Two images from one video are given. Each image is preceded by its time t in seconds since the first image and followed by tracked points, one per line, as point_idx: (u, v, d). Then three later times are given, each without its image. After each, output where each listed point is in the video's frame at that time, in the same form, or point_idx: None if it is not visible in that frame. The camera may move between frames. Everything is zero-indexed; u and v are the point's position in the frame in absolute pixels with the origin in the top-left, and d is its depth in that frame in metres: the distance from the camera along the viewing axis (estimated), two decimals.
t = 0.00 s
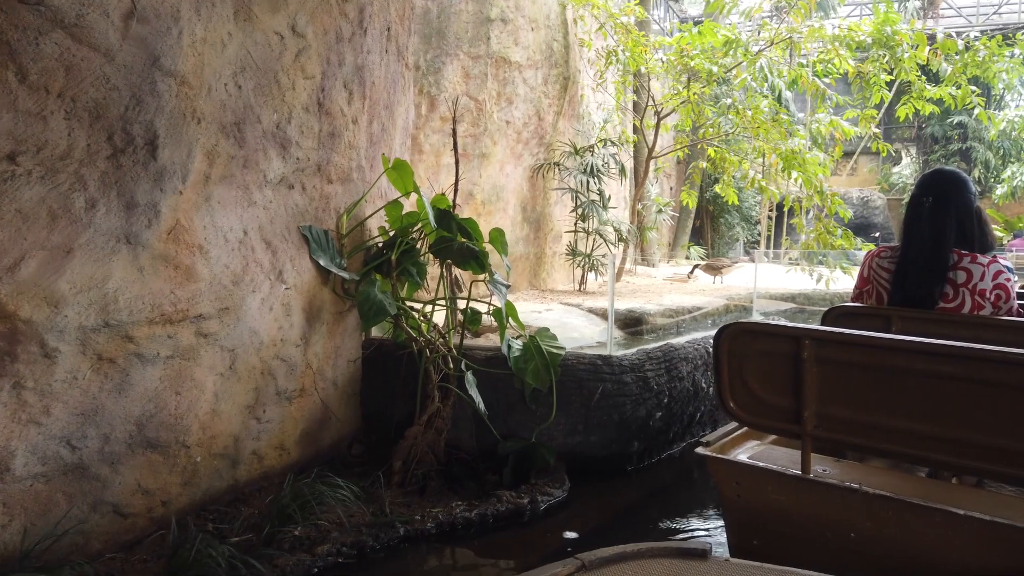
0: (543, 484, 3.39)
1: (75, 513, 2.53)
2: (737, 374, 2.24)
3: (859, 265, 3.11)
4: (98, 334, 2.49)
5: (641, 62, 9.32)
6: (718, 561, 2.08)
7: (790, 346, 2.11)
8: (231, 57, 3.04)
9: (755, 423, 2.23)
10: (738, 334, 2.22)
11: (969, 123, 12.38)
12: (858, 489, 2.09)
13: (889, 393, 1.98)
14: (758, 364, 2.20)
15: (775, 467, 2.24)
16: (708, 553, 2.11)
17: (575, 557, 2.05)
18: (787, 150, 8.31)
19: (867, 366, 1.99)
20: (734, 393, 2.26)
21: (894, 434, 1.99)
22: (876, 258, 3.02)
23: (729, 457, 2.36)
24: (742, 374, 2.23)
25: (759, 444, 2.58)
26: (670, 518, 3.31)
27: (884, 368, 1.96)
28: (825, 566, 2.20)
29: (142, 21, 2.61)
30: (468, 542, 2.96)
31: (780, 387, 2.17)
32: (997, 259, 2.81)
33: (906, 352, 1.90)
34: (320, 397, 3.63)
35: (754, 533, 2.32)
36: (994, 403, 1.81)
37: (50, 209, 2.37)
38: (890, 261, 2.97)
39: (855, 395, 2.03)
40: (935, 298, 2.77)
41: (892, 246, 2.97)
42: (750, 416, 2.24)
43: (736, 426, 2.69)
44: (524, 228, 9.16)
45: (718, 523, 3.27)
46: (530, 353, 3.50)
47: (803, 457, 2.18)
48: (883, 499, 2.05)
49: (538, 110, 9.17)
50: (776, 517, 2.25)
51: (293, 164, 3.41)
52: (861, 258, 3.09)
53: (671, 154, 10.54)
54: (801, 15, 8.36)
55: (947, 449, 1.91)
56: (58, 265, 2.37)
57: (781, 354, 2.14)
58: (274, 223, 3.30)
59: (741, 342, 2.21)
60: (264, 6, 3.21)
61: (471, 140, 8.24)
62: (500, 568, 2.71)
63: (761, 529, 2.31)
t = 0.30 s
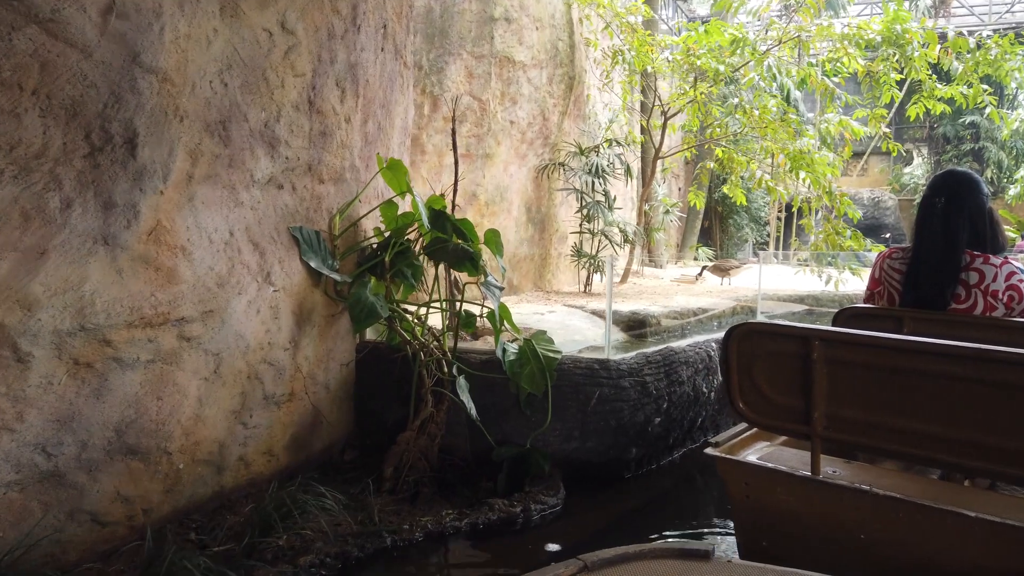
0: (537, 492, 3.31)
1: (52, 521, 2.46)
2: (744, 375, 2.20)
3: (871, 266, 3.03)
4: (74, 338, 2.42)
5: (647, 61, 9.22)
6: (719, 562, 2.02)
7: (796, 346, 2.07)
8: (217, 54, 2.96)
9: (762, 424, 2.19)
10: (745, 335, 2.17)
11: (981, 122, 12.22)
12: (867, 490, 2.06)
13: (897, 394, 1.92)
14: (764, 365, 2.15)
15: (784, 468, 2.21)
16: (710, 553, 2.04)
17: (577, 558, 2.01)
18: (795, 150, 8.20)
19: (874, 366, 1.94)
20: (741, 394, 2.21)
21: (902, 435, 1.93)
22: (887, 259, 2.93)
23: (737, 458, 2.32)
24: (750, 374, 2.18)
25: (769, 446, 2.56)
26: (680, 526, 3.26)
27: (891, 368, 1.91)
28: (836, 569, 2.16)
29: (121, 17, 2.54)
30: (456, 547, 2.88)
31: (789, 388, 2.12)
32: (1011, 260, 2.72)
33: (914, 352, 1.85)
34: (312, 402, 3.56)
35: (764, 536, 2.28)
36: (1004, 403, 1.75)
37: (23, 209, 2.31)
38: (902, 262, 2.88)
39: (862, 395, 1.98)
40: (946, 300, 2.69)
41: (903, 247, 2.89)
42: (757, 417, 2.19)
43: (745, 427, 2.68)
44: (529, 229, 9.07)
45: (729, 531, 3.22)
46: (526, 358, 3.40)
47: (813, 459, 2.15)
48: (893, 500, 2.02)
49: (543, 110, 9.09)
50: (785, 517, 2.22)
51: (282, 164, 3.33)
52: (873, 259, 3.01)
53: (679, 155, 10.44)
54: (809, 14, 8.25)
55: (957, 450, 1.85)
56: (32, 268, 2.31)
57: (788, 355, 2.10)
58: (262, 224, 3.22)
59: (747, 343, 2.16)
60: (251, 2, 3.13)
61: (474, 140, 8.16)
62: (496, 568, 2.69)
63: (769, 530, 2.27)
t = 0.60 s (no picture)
0: (530, 500, 3.21)
1: (25, 531, 2.39)
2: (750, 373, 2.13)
3: (882, 266, 2.94)
4: (47, 341, 2.35)
5: (653, 60, 9.12)
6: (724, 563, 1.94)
7: (802, 346, 2.00)
8: (200, 49, 2.88)
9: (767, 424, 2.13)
10: (750, 333, 2.11)
11: (993, 122, 12.06)
12: (876, 492, 2.02)
13: (905, 393, 1.85)
14: (769, 364, 2.09)
15: (793, 469, 2.18)
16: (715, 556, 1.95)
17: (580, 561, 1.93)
18: (802, 150, 8.09)
19: (881, 366, 1.87)
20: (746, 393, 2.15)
21: (910, 436, 1.86)
22: (899, 259, 2.84)
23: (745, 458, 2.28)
24: (754, 373, 2.12)
25: (778, 446, 2.51)
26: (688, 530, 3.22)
27: (899, 367, 1.84)
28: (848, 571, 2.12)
29: (97, 11, 2.47)
30: (443, 559, 2.78)
31: (795, 387, 2.05)
32: None
33: (924, 351, 1.78)
34: (301, 406, 3.48)
35: (771, 536, 2.25)
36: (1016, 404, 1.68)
37: None
38: (914, 262, 2.79)
39: (870, 396, 1.92)
40: (959, 301, 2.62)
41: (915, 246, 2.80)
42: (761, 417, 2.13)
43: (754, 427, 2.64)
44: (532, 229, 8.97)
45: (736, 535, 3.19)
46: (520, 361, 3.32)
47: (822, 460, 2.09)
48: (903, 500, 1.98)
49: (547, 109, 8.99)
50: (793, 518, 2.18)
51: (269, 162, 3.25)
52: (884, 259, 2.92)
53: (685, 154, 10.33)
54: (817, 11, 8.14)
55: (967, 452, 1.78)
56: (2, 269, 2.24)
57: (794, 353, 2.03)
58: (248, 224, 3.14)
59: (752, 342, 2.10)
60: None
61: (476, 139, 8.08)
62: None
63: (777, 531, 2.23)
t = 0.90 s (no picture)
0: (520, 506, 3.14)
1: None
2: (764, 373, 2.26)
3: (894, 264, 3.11)
4: (15, 341, 2.27)
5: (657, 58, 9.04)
6: (725, 565, 2.04)
7: (818, 345, 2.11)
8: (181, 41, 2.80)
9: (782, 422, 2.24)
10: (768, 334, 2.22)
11: (1002, 121, 11.91)
12: (886, 492, 2.11)
13: (915, 393, 1.97)
14: (786, 364, 2.20)
15: (801, 470, 2.27)
16: (717, 555, 2.06)
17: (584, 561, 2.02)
18: (807, 148, 7.97)
19: (895, 366, 1.98)
20: (762, 392, 2.27)
21: (918, 434, 1.97)
22: (910, 257, 3.02)
23: (755, 459, 2.38)
24: (769, 373, 2.24)
25: (786, 446, 2.65)
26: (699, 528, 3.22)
27: (911, 368, 1.95)
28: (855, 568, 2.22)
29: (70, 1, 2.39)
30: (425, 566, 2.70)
31: (808, 387, 2.17)
32: None
33: (935, 352, 1.89)
34: (288, 408, 3.40)
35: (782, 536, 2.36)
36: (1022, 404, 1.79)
37: None
38: (924, 261, 2.96)
39: (881, 395, 2.03)
40: (970, 299, 2.77)
41: (925, 246, 2.97)
42: (777, 415, 2.24)
43: (762, 428, 2.76)
44: (534, 228, 8.87)
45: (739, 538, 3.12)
46: (512, 362, 3.22)
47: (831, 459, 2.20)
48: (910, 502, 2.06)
49: (549, 107, 8.89)
50: (802, 516, 2.28)
51: (254, 158, 3.17)
52: (895, 258, 3.10)
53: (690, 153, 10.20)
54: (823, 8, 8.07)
55: (974, 451, 1.89)
56: None
57: (807, 354, 2.15)
58: (231, 221, 3.06)
59: (770, 342, 2.22)
60: None
61: (477, 137, 7.98)
62: None
63: (787, 531, 2.34)
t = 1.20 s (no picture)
0: (507, 511, 3.02)
1: None
2: (765, 372, 2.19)
3: (900, 264, 3.07)
4: None
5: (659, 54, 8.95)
6: (723, 564, 2.02)
7: (818, 345, 2.05)
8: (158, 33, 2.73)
9: (782, 422, 2.19)
10: (767, 333, 2.17)
11: (1011, 118, 11.79)
12: (889, 491, 2.09)
13: (916, 393, 1.91)
14: (786, 364, 2.15)
15: (804, 469, 2.26)
16: (716, 555, 2.04)
17: (583, 559, 2.01)
18: (811, 145, 7.89)
19: (896, 365, 1.92)
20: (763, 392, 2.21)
21: (920, 434, 1.91)
22: (916, 257, 2.97)
23: (759, 458, 2.38)
24: (770, 372, 2.18)
25: (791, 446, 2.61)
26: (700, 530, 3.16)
27: (912, 367, 1.89)
28: (858, 567, 2.20)
29: None
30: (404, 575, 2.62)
31: (809, 386, 2.11)
32: None
33: (936, 351, 1.82)
34: (273, 409, 3.33)
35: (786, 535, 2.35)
36: None
37: None
38: (930, 260, 2.92)
39: (882, 395, 1.97)
40: (976, 299, 2.72)
41: (932, 245, 2.92)
42: (777, 415, 2.19)
43: (767, 428, 2.71)
44: (534, 226, 8.78)
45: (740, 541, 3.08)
46: (501, 364, 3.15)
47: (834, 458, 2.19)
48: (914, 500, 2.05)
49: (550, 104, 8.80)
50: (805, 514, 2.28)
51: (236, 154, 3.09)
52: (902, 257, 3.05)
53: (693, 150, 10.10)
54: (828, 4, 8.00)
55: (977, 452, 1.83)
56: None
57: (808, 353, 2.09)
58: (212, 218, 2.98)
59: (769, 341, 2.16)
60: None
61: (476, 134, 7.90)
62: None
63: (790, 530, 2.33)
